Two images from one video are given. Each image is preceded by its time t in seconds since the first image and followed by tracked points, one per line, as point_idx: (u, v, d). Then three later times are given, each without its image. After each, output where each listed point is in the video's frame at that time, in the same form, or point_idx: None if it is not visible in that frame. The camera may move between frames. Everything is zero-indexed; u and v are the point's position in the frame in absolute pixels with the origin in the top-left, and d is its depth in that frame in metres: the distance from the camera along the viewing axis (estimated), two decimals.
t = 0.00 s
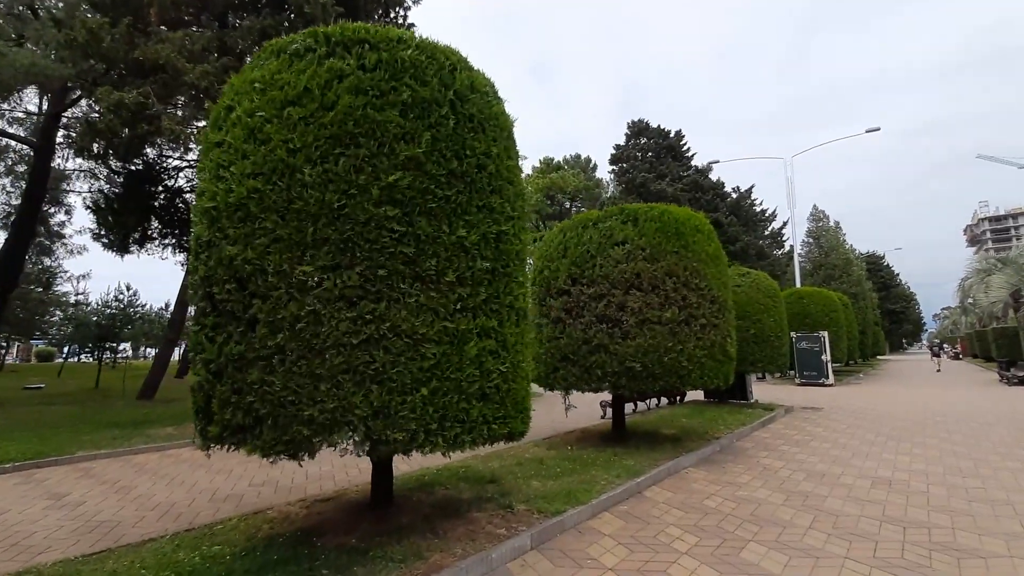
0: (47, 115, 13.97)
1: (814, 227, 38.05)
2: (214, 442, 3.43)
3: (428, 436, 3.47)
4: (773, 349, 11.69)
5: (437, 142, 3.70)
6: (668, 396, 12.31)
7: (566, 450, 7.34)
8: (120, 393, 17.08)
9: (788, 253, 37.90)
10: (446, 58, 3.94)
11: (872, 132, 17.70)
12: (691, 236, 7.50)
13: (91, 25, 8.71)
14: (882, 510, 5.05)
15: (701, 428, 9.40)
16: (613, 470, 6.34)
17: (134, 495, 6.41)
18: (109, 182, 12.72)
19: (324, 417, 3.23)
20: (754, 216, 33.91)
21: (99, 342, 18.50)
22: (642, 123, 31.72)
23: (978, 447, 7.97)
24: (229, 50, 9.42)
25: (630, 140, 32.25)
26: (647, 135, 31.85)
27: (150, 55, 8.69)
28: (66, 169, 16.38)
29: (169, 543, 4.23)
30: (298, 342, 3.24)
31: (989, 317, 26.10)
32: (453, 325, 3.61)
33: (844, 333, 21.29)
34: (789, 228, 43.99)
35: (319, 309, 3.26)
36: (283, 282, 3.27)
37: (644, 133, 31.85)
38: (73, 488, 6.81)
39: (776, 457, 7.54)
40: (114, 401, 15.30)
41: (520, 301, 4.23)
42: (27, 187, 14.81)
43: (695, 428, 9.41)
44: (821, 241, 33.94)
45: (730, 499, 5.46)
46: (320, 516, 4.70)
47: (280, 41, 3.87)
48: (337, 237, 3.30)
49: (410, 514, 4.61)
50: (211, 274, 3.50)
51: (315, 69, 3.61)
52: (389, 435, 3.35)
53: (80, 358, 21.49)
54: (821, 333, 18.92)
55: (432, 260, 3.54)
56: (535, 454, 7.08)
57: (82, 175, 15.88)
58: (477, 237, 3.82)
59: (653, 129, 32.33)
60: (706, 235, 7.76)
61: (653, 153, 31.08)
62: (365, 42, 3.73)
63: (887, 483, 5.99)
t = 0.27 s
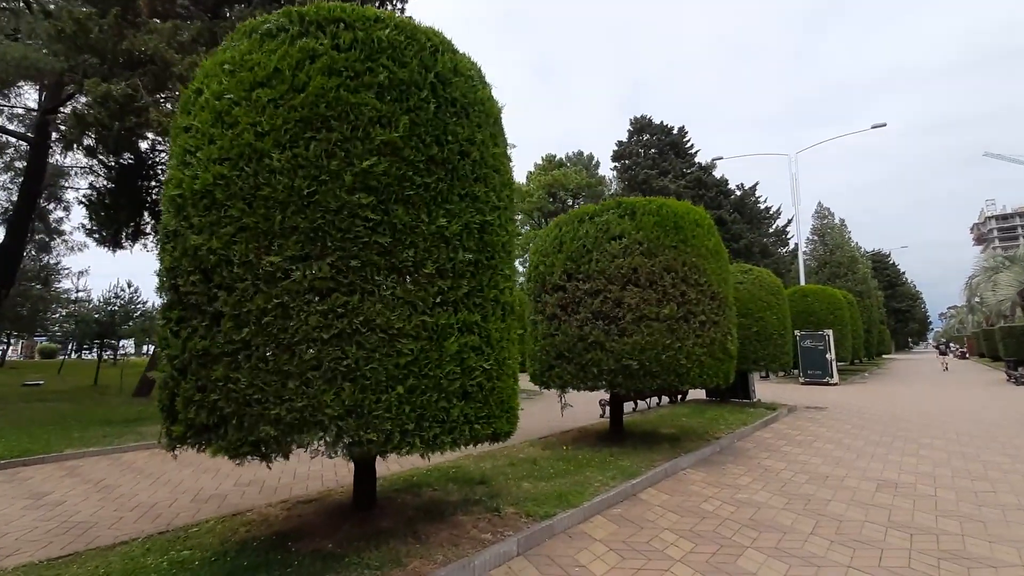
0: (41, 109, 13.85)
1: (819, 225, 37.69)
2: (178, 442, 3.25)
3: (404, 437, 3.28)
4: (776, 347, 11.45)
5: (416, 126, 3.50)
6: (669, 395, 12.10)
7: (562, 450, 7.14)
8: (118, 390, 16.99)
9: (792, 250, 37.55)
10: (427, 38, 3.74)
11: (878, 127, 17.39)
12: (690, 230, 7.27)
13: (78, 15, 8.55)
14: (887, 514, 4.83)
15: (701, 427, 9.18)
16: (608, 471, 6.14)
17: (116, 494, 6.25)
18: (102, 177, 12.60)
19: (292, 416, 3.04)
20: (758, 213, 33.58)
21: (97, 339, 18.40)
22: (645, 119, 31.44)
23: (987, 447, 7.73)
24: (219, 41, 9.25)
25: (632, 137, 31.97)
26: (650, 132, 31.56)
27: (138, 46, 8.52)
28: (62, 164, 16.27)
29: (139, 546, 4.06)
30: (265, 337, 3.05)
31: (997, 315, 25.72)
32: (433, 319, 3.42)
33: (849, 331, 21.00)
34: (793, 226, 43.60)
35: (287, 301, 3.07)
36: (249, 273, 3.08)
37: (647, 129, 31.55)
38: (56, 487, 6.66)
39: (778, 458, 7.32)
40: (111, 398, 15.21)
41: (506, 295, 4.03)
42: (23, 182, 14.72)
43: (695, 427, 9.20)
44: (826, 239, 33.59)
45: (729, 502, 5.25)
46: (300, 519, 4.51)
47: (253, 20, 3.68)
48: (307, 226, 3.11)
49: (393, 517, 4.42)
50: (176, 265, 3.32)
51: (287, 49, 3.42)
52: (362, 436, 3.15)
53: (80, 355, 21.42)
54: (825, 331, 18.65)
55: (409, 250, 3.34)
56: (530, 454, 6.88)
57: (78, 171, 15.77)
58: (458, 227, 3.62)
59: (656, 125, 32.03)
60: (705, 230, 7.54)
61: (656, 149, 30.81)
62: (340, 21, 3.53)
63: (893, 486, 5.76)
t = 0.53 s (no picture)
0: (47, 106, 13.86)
1: (833, 222, 37.00)
2: (148, 445, 3.08)
3: (386, 440, 3.08)
4: (789, 346, 11.11)
5: (400, 110, 3.29)
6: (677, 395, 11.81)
7: (564, 452, 6.92)
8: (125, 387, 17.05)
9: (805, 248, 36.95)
10: (413, 18, 3.53)
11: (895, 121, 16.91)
12: (698, 225, 6.99)
13: (75, 8, 8.45)
14: (906, 524, 4.54)
15: (711, 429, 8.90)
16: (611, 474, 5.90)
17: (108, 493, 6.14)
18: (106, 173, 12.56)
19: (264, 418, 2.85)
20: (771, 210, 32.99)
21: (106, 336, 18.48)
22: (655, 114, 30.99)
23: (1011, 452, 7.37)
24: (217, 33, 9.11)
25: (642, 132, 31.56)
26: (660, 127, 31.14)
27: (135, 38, 8.41)
28: (69, 161, 16.31)
29: (117, 551, 3.90)
30: (236, 334, 2.87)
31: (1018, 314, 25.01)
32: (417, 315, 3.21)
33: (864, 330, 20.52)
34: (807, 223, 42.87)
35: (260, 295, 2.88)
36: (219, 266, 2.90)
37: (657, 125, 31.11)
38: (49, 485, 6.57)
39: (789, 462, 7.03)
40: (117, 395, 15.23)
41: (500, 290, 3.81)
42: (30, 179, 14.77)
43: (704, 428, 8.91)
44: (841, 236, 32.94)
45: (737, 509, 4.99)
46: (286, 524, 4.34)
47: None
48: (281, 215, 2.91)
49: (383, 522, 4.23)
50: (147, 257, 3.14)
51: (263, 28, 3.22)
52: (340, 439, 2.95)
53: (90, 351, 21.57)
54: (840, 330, 18.20)
55: (392, 242, 3.14)
56: (531, 456, 6.67)
57: (84, 167, 15.79)
58: (447, 218, 3.41)
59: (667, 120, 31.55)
60: (714, 224, 7.26)
61: (666, 145, 30.39)
62: None
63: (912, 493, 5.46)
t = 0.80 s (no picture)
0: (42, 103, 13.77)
1: (839, 219, 36.59)
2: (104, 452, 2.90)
3: (356, 448, 2.89)
4: (793, 346, 10.86)
5: (373, 96, 3.09)
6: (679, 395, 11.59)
7: (559, 455, 6.72)
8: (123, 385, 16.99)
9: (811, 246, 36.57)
10: None
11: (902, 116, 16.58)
12: (697, 221, 6.76)
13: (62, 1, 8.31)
14: (912, 533, 4.32)
15: (712, 430, 8.68)
16: (606, 478, 5.70)
17: (90, 496, 6.00)
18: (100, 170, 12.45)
19: (223, 424, 2.67)
20: (776, 208, 32.64)
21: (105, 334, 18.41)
22: (658, 111, 30.69)
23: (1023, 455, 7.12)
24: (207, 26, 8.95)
25: (645, 129, 31.28)
26: (663, 123, 30.84)
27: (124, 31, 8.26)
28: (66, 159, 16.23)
29: (84, 560, 3.74)
30: (193, 334, 2.68)
31: None
32: (391, 314, 3.02)
33: (870, 329, 20.21)
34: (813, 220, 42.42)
35: (219, 294, 2.70)
36: (177, 262, 2.72)
37: (660, 122, 30.82)
38: (33, 487, 6.44)
39: (792, 465, 6.81)
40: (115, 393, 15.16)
41: (484, 287, 3.61)
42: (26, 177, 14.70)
43: (705, 430, 8.69)
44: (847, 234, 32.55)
45: (735, 517, 4.78)
46: (263, 532, 4.16)
47: None
48: (242, 208, 2.73)
49: (362, 530, 4.05)
50: (104, 253, 2.97)
51: (228, 10, 3.03)
52: (306, 447, 2.77)
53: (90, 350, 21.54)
54: (845, 329, 17.91)
55: (363, 236, 2.94)
56: (524, 459, 6.48)
57: (81, 165, 15.71)
58: (424, 211, 3.21)
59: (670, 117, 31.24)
60: (714, 220, 7.03)
61: (670, 142, 30.09)
62: None
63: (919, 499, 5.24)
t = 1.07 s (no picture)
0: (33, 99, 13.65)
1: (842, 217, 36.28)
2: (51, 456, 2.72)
3: (318, 453, 2.70)
4: (794, 345, 10.63)
5: (339, 78, 2.90)
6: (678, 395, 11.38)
7: (551, 457, 6.53)
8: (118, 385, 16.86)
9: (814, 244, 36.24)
10: None
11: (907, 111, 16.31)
12: (694, 215, 6.55)
13: None
14: (915, 541, 4.12)
15: (710, 431, 8.47)
16: (598, 481, 5.51)
17: (67, 498, 5.83)
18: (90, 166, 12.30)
19: (173, 427, 2.48)
20: (779, 206, 32.34)
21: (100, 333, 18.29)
22: (659, 107, 30.43)
23: None
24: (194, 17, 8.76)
25: (646, 126, 31.02)
26: (664, 120, 30.57)
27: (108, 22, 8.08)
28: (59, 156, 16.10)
29: (43, 569, 3.56)
30: (140, 330, 2.50)
31: None
32: (357, 310, 2.83)
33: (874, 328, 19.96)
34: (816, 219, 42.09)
35: (169, 287, 2.51)
36: (124, 253, 2.54)
37: (661, 119, 30.55)
38: (10, 488, 6.27)
39: (792, 468, 6.59)
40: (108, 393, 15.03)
41: (463, 282, 3.41)
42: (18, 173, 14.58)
43: (703, 431, 8.48)
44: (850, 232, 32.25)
45: (729, 523, 4.57)
46: (234, 538, 3.98)
47: None
48: (193, 195, 2.54)
49: (337, 538, 3.86)
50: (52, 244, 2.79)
51: None
52: (263, 452, 2.58)
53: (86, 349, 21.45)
54: (848, 328, 17.65)
55: (326, 226, 2.76)
56: (515, 461, 6.29)
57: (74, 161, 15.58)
58: (395, 201, 3.02)
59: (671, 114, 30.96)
60: (712, 215, 6.81)
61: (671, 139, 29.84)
62: None
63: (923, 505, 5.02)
